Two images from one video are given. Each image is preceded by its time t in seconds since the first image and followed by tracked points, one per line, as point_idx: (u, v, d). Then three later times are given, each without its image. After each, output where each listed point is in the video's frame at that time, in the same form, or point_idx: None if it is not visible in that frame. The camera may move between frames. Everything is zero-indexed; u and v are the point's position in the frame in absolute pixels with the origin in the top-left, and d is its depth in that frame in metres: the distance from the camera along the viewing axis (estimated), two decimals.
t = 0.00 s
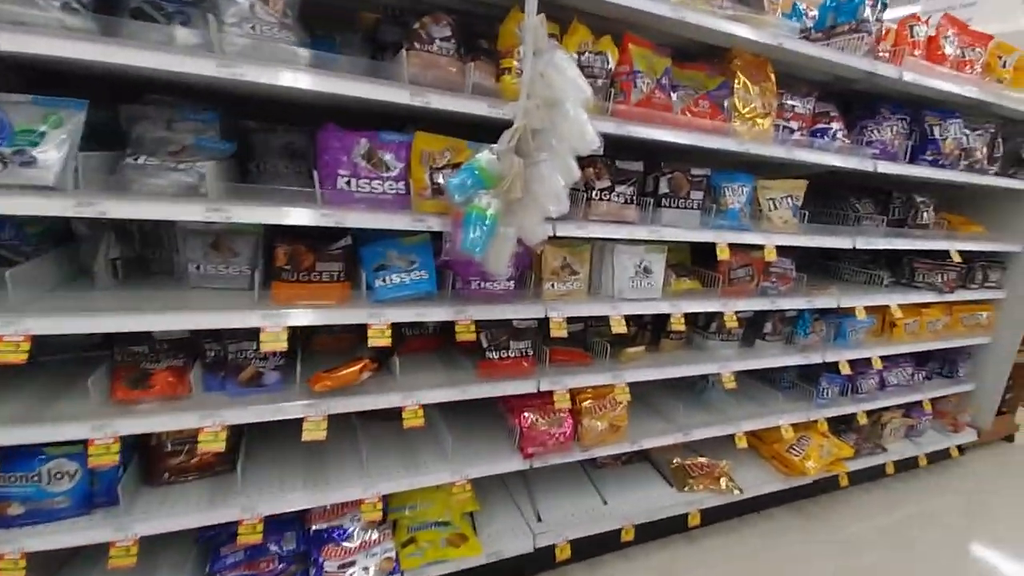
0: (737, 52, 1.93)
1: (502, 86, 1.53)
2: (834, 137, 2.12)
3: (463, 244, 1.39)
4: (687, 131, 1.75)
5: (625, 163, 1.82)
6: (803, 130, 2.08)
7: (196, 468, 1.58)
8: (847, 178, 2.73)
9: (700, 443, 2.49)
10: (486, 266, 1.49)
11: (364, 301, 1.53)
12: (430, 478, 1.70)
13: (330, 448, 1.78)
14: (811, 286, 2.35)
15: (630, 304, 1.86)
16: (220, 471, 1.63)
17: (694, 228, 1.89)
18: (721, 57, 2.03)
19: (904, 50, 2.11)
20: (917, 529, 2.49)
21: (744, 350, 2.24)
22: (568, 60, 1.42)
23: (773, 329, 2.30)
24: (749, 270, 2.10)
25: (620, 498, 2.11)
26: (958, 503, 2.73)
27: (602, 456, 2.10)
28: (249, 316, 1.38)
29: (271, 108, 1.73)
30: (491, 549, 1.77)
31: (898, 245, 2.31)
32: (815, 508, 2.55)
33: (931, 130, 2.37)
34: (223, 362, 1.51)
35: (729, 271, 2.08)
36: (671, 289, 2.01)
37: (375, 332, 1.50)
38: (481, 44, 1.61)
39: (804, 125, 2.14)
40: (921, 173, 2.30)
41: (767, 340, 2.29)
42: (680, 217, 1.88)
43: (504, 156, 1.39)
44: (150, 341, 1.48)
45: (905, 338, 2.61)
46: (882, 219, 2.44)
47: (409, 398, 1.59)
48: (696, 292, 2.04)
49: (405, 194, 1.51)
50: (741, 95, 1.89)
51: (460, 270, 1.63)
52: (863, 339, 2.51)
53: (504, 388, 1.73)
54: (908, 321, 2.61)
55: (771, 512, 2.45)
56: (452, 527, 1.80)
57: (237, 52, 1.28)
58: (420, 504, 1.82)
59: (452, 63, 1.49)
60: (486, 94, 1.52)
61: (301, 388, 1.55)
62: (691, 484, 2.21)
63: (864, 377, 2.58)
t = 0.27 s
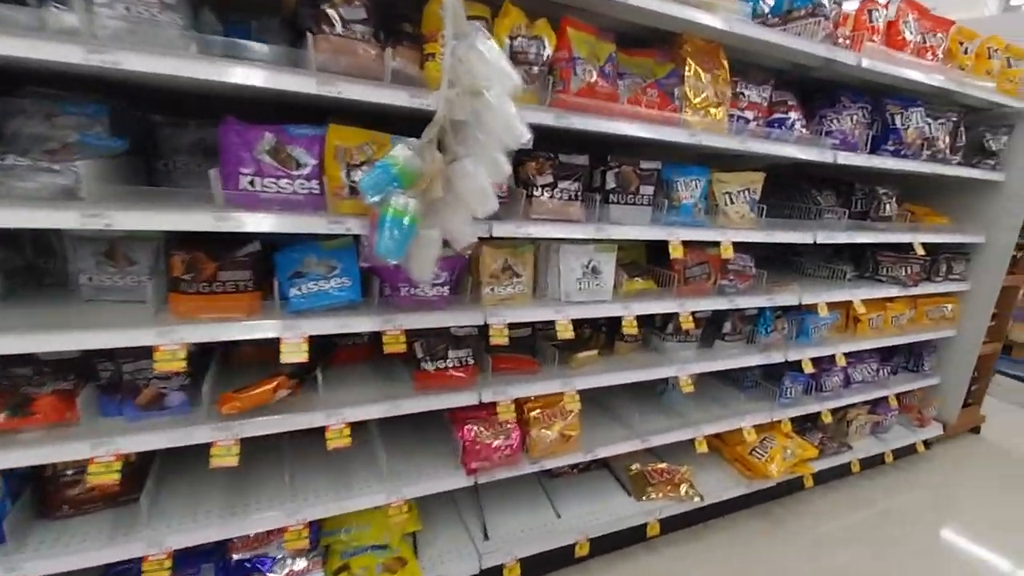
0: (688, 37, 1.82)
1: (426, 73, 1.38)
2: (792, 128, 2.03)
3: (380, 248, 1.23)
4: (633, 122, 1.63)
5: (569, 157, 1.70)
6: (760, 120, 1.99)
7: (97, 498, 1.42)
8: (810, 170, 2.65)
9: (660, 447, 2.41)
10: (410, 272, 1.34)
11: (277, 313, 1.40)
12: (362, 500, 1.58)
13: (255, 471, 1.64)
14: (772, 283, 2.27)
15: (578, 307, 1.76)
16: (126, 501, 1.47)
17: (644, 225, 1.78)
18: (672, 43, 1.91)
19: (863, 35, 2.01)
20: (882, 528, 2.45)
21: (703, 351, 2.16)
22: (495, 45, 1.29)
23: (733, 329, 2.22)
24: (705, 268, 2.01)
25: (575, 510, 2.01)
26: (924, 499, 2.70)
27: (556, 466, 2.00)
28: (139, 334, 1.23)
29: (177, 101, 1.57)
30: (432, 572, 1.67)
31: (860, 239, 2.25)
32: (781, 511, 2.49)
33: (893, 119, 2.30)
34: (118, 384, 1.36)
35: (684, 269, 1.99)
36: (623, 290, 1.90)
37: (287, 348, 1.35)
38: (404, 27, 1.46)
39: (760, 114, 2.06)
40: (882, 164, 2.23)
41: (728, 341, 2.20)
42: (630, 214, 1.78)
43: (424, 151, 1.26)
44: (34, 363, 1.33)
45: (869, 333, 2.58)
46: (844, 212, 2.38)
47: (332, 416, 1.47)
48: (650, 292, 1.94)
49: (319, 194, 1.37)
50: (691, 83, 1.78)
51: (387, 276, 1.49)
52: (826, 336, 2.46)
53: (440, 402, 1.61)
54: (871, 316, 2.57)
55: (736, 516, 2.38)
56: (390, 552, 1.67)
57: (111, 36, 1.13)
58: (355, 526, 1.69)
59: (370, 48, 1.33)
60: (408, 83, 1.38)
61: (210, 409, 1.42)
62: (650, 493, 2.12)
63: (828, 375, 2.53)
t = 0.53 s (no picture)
0: (644, 15, 1.71)
1: (349, 50, 1.25)
2: (755, 112, 1.94)
3: (292, 248, 1.08)
4: (585, 106, 1.52)
5: (517, 144, 1.58)
6: (721, 104, 1.90)
7: None
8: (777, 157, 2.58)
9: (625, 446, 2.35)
10: (335, 270, 1.20)
11: (190, 320, 1.25)
12: (301, 517, 1.46)
13: (182, 490, 1.51)
14: (738, 276, 2.20)
15: (529, 306, 1.66)
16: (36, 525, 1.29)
17: (600, 218, 1.68)
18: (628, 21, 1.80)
19: (829, 14, 1.92)
20: (850, 521, 2.43)
21: (667, 347, 2.09)
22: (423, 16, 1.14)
23: (698, 324, 2.14)
24: (667, 261, 1.93)
25: (535, 517, 1.92)
26: (892, 489, 2.69)
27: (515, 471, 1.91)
28: (20, 346, 1.07)
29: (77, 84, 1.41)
30: None
31: (827, 228, 2.19)
32: (748, 506, 2.45)
33: (859, 103, 2.24)
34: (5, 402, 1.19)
35: (644, 264, 1.89)
36: (579, 286, 1.81)
37: (201, 360, 1.22)
38: None
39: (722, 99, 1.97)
40: (849, 150, 2.16)
41: (692, 337, 2.12)
42: (584, 205, 1.67)
43: (344, 137, 1.12)
44: None
45: (836, 325, 2.55)
46: (810, 201, 2.32)
47: (260, 430, 1.35)
48: (609, 288, 1.85)
49: (233, 186, 1.24)
50: (648, 64, 1.68)
51: (316, 276, 1.38)
52: (793, 328, 2.42)
53: (382, 411, 1.50)
54: (838, 308, 2.54)
55: (703, 514, 2.34)
56: (334, 568, 1.57)
57: None
58: (296, 543, 1.57)
59: (284, 23, 1.20)
60: (329, 62, 1.24)
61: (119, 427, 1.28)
62: (613, 495, 2.06)
63: (795, 369, 2.49)
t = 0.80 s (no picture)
0: None
1: (277, 25, 1.11)
2: (726, 94, 1.86)
3: (208, 248, 0.96)
4: (547, 87, 1.41)
5: (474, 130, 1.46)
6: (691, 85, 1.82)
7: None
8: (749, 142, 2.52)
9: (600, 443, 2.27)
10: (266, 271, 1.08)
11: (104, 331, 1.12)
12: (247, 538, 1.34)
13: (113, 517, 1.37)
14: (711, 265, 2.13)
15: (492, 303, 1.56)
16: None
17: (566, 208, 1.58)
18: None
19: None
20: (825, 508, 2.42)
21: (639, 341, 2.01)
22: None
23: (671, 315, 2.08)
24: (638, 252, 1.84)
25: (507, 522, 1.84)
26: (865, 474, 2.70)
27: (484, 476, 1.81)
28: None
29: None
30: None
31: (800, 214, 2.14)
32: (725, 497, 2.42)
33: (831, 84, 2.18)
34: None
35: (614, 255, 1.81)
36: (546, 280, 1.71)
37: (117, 373, 1.09)
38: None
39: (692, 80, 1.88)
40: (822, 133, 2.11)
41: (666, 329, 2.05)
42: (548, 194, 1.57)
43: (265, 121, 0.98)
44: None
45: (810, 312, 2.52)
46: (783, 187, 2.27)
47: (195, 449, 1.22)
48: (578, 281, 1.76)
49: (147, 180, 1.09)
50: (613, 42, 1.58)
51: (251, 278, 1.25)
52: (767, 317, 2.39)
53: (334, 421, 1.39)
54: (812, 295, 2.51)
55: (679, 508, 2.29)
56: None
57: None
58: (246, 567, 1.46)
59: None
60: (253, 36, 1.10)
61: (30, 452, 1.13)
62: (588, 495, 1.98)
63: (770, 358, 2.46)
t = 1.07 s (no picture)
0: None
1: None
2: (710, 71, 1.76)
3: (105, 245, 0.80)
4: (516, 61, 1.28)
5: (436, 109, 1.31)
6: (673, 62, 1.70)
7: None
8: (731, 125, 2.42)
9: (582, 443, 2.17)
10: (187, 272, 0.93)
11: None
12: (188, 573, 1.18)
13: (30, 558, 1.19)
14: (694, 254, 2.03)
15: (462, 301, 1.42)
16: None
17: (541, 195, 1.45)
18: None
19: None
20: (810, 499, 2.38)
21: (621, 336, 1.91)
22: None
23: (655, 309, 1.96)
24: (619, 242, 1.72)
25: (485, 533, 1.71)
26: (849, 461, 2.67)
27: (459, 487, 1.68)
28: None
29: None
30: None
31: (785, 199, 2.05)
32: (710, 493, 2.35)
33: (815, 63, 2.10)
34: None
35: (594, 245, 1.68)
36: (521, 274, 1.58)
37: (16, 397, 0.92)
38: None
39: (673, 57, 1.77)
40: (806, 114, 2.02)
41: (650, 323, 1.95)
42: (521, 180, 1.43)
43: (172, 94, 0.82)
44: None
45: (794, 301, 2.46)
46: (767, 171, 2.18)
47: (121, 477, 1.05)
48: (555, 275, 1.64)
49: (42, 168, 0.92)
50: (587, 12, 1.47)
51: (179, 282, 1.10)
52: (752, 307, 2.31)
53: (285, 438, 1.23)
54: (796, 283, 2.45)
55: (665, 507, 2.20)
56: None
57: None
58: None
59: None
60: None
61: None
62: (571, 499, 1.87)
63: (755, 348, 2.38)
